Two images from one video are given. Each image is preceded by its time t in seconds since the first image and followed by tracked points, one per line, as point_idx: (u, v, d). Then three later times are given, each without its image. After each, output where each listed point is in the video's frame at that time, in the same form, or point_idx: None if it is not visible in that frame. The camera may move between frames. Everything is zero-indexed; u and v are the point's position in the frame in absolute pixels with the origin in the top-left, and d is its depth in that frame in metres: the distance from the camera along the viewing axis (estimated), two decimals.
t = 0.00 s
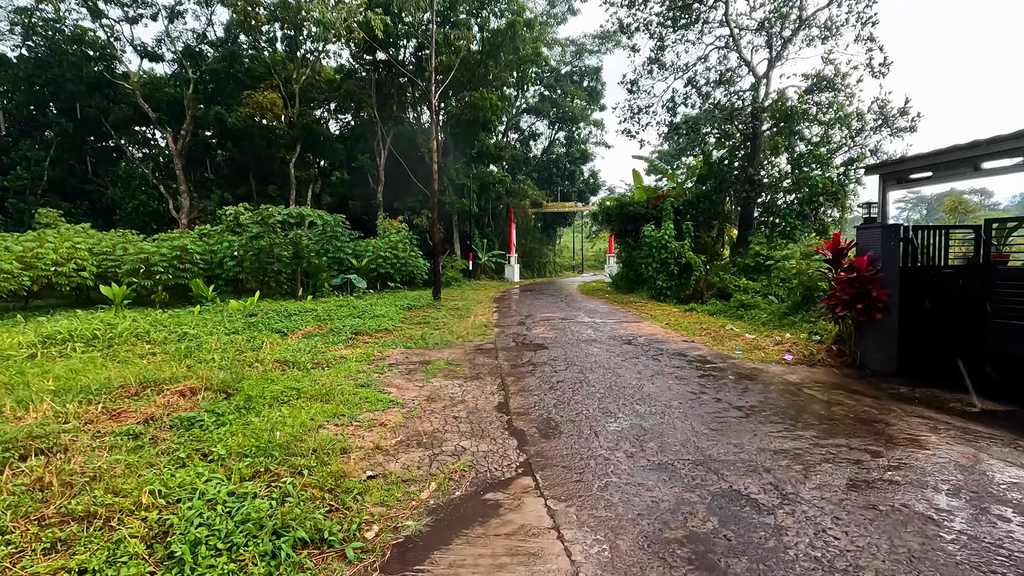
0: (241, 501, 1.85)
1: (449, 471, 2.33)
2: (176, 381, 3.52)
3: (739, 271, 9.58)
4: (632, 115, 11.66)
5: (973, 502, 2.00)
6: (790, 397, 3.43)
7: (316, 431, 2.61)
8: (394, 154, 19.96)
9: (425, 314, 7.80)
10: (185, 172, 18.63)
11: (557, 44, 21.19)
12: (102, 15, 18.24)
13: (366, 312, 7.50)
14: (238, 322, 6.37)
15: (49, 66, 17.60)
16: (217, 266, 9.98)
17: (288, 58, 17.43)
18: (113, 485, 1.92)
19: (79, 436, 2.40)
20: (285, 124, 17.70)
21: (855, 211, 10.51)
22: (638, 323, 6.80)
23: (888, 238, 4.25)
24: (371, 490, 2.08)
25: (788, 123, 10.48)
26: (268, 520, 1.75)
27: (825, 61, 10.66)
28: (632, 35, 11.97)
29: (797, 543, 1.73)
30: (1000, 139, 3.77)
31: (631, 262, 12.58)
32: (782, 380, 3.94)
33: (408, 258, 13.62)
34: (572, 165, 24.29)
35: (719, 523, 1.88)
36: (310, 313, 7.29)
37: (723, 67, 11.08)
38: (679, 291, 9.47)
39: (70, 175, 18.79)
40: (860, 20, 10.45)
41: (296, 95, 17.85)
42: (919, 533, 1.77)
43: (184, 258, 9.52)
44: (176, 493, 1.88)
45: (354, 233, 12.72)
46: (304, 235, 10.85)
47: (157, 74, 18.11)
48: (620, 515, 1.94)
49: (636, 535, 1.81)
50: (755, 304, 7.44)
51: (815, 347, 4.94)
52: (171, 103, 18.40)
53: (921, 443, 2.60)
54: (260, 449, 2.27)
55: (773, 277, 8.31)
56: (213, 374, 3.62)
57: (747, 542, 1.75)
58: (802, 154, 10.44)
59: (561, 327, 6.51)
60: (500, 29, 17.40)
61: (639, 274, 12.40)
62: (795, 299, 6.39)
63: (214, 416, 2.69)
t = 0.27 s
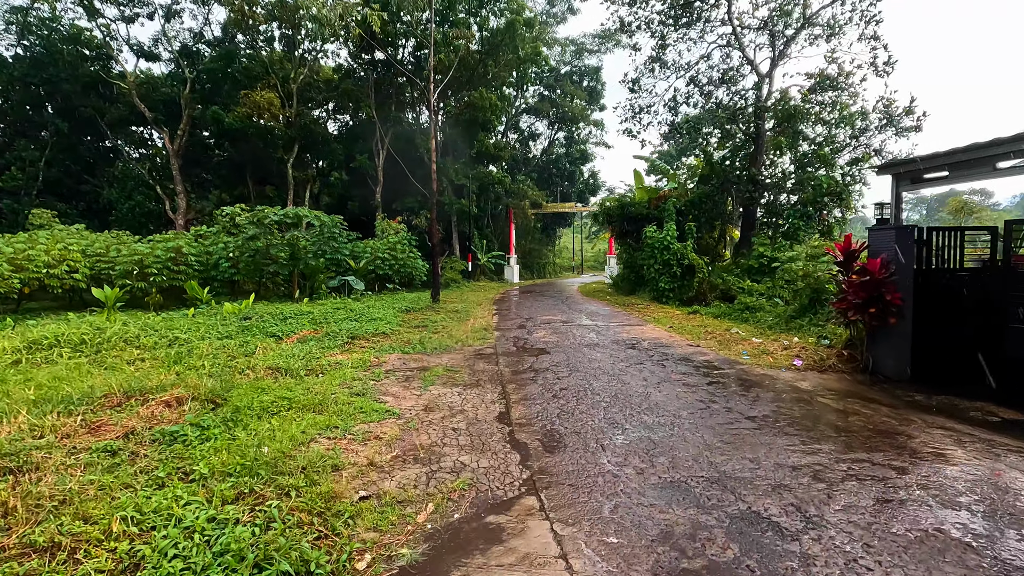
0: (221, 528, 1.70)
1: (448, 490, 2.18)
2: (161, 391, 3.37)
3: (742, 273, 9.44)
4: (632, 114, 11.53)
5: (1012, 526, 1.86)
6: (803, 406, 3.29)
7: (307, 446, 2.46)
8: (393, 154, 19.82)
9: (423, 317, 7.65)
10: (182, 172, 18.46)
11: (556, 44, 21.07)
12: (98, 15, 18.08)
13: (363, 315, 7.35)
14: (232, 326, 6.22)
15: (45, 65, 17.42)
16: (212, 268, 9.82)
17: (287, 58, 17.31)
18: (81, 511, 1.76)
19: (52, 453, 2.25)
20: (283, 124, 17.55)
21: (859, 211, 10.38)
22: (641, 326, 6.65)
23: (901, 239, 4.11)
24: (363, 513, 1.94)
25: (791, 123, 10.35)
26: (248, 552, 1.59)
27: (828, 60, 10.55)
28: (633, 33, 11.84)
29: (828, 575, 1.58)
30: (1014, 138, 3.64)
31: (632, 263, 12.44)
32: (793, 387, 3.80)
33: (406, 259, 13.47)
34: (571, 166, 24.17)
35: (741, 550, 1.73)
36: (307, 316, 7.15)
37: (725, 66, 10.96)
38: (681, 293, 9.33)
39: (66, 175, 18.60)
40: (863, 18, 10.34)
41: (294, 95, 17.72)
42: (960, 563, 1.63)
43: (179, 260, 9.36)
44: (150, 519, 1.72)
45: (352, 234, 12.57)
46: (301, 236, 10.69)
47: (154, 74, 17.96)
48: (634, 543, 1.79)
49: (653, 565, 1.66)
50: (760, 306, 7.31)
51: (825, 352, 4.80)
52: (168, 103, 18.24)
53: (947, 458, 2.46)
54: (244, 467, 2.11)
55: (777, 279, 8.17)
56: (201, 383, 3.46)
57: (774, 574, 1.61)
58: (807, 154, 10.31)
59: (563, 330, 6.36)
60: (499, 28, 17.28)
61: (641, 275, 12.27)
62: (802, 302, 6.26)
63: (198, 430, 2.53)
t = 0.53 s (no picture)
0: (196, 550, 1.55)
1: (445, 503, 2.04)
2: (146, 395, 3.22)
3: (746, 272, 9.30)
4: (634, 111, 11.37)
5: None
6: (817, 411, 3.14)
7: (295, 455, 2.31)
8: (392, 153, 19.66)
9: (421, 316, 7.50)
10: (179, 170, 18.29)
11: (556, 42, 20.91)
12: (94, 11, 17.88)
13: (360, 315, 7.20)
14: (225, 327, 6.07)
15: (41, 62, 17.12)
16: (208, 267, 9.68)
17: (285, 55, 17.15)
18: (44, 530, 1.62)
19: (21, 464, 2.10)
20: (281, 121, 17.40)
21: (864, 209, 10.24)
22: (644, 326, 6.51)
23: (915, 237, 3.99)
24: (353, 530, 1.79)
25: (795, 120, 10.20)
26: None
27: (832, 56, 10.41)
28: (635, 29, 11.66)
29: None
30: None
31: (633, 262, 12.29)
32: (805, 390, 3.65)
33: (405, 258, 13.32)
34: (571, 164, 24.01)
35: (764, 572, 1.60)
36: (303, 316, 7.01)
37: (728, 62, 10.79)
38: (683, 292, 9.18)
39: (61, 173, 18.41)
40: (868, 14, 10.20)
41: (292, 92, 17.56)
42: None
43: (174, 258, 9.21)
44: (119, 540, 1.58)
45: (350, 233, 12.42)
46: (298, 234, 10.54)
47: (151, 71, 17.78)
48: (646, 563, 1.65)
49: None
50: (765, 306, 7.17)
51: (835, 353, 4.66)
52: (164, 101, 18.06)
53: (974, 468, 2.32)
54: (226, 479, 1.97)
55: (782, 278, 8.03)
56: (188, 387, 3.32)
57: None
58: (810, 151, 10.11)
59: (564, 331, 6.20)
60: (498, 25, 17.13)
61: (642, 274, 12.13)
62: (809, 301, 6.11)
63: (180, 438, 2.39)
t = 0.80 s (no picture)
0: None
1: (437, 523, 1.88)
2: (127, 401, 3.07)
3: (750, 271, 9.14)
4: (635, 109, 11.20)
5: None
6: (832, 419, 2.98)
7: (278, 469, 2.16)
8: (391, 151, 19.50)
9: (419, 317, 7.35)
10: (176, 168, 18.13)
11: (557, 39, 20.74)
12: (90, 8, 17.71)
13: (356, 315, 7.04)
14: (217, 328, 5.92)
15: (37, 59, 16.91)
16: (203, 266, 9.53)
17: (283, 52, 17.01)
18: None
19: None
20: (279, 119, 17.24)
21: (870, 208, 10.08)
22: (646, 327, 6.35)
23: (931, 235, 3.81)
24: (335, 555, 1.64)
25: (799, 117, 10.04)
26: None
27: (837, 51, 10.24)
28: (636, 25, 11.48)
29: None
30: None
31: (635, 261, 12.12)
32: (818, 396, 3.49)
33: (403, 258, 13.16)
34: (572, 163, 23.84)
35: None
36: (298, 316, 6.86)
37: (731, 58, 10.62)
38: (686, 292, 9.02)
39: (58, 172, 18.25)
40: (874, 9, 10.02)
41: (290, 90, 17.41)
42: None
43: (169, 257, 9.06)
44: (73, 570, 1.42)
45: (348, 231, 12.26)
46: (294, 233, 10.38)
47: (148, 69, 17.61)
48: None
49: None
50: (770, 306, 7.00)
51: (846, 356, 4.50)
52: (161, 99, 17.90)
53: (1006, 482, 2.17)
54: (198, 497, 1.82)
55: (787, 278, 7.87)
56: (171, 392, 3.16)
57: None
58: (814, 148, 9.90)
59: (565, 332, 6.04)
60: (499, 22, 17.01)
61: (644, 274, 11.97)
62: (816, 302, 5.96)
63: (155, 449, 2.24)
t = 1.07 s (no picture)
0: None
1: (430, 546, 1.74)
2: (107, 409, 2.92)
3: (752, 271, 9.01)
4: (635, 107, 11.06)
5: None
6: (846, 428, 2.85)
7: (259, 486, 2.02)
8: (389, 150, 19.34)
9: (415, 318, 7.20)
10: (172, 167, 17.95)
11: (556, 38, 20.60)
12: (85, 6, 17.51)
13: (352, 316, 6.89)
14: (208, 329, 5.77)
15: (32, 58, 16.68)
16: (197, 266, 9.37)
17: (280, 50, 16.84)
18: None
19: None
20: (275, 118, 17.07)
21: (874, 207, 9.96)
22: (648, 329, 6.21)
23: (945, 235, 3.68)
24: None
25: (801, 115, 9.92)
26: None
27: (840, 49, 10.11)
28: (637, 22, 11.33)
29: None
30: None
31: (635, 261, 11.99)
32: (830, 403, 3.35)
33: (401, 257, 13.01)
34: (571, 162, 23.72)
35: None
36: (292, 318, 6.71)
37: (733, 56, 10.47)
38: (688, 292, 8.88)
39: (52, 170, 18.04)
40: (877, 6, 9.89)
41: (287, 88, 17.25)
42: None
43: (162, 257, 8.90)
44: None
45: (345, 231, 12.11)
46: (290, 232, 10.22)
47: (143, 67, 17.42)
48: None
49: None
50: (774, 308, 6.87)
51: (855, 360, 4.37)
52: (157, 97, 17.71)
53: None
54: (169, 521, 1.67)
55: (791, 278, 7.74)
56: (153, 399, 3.01)
57: None
58: (816, 147, 9.76)
59: (566, 334, 5.90)
60: (497, 20, 16.90)
61: (644, 274, 11.84)
62: (822, 303, 5.82)
63: (128, 463, 2.09)
